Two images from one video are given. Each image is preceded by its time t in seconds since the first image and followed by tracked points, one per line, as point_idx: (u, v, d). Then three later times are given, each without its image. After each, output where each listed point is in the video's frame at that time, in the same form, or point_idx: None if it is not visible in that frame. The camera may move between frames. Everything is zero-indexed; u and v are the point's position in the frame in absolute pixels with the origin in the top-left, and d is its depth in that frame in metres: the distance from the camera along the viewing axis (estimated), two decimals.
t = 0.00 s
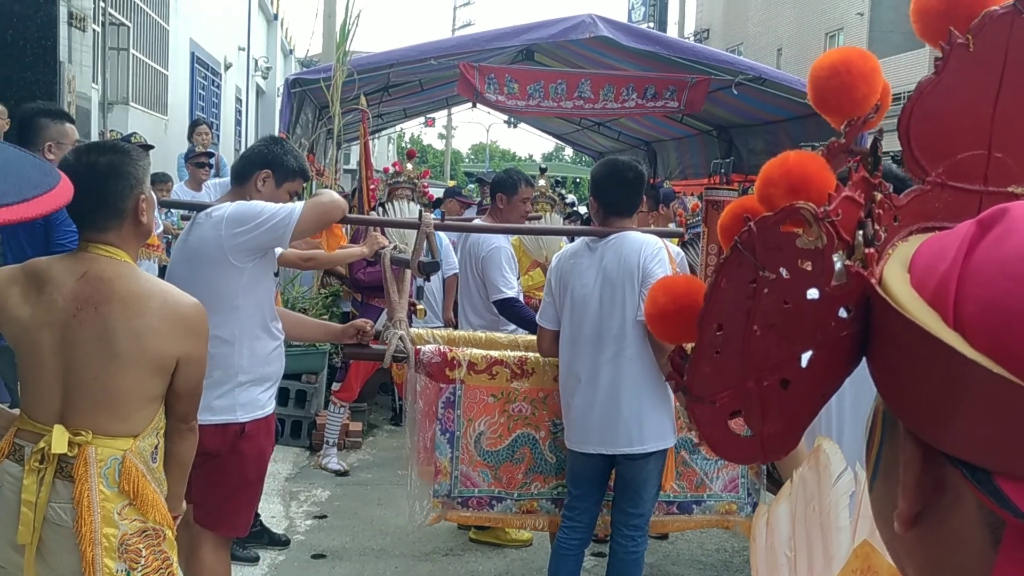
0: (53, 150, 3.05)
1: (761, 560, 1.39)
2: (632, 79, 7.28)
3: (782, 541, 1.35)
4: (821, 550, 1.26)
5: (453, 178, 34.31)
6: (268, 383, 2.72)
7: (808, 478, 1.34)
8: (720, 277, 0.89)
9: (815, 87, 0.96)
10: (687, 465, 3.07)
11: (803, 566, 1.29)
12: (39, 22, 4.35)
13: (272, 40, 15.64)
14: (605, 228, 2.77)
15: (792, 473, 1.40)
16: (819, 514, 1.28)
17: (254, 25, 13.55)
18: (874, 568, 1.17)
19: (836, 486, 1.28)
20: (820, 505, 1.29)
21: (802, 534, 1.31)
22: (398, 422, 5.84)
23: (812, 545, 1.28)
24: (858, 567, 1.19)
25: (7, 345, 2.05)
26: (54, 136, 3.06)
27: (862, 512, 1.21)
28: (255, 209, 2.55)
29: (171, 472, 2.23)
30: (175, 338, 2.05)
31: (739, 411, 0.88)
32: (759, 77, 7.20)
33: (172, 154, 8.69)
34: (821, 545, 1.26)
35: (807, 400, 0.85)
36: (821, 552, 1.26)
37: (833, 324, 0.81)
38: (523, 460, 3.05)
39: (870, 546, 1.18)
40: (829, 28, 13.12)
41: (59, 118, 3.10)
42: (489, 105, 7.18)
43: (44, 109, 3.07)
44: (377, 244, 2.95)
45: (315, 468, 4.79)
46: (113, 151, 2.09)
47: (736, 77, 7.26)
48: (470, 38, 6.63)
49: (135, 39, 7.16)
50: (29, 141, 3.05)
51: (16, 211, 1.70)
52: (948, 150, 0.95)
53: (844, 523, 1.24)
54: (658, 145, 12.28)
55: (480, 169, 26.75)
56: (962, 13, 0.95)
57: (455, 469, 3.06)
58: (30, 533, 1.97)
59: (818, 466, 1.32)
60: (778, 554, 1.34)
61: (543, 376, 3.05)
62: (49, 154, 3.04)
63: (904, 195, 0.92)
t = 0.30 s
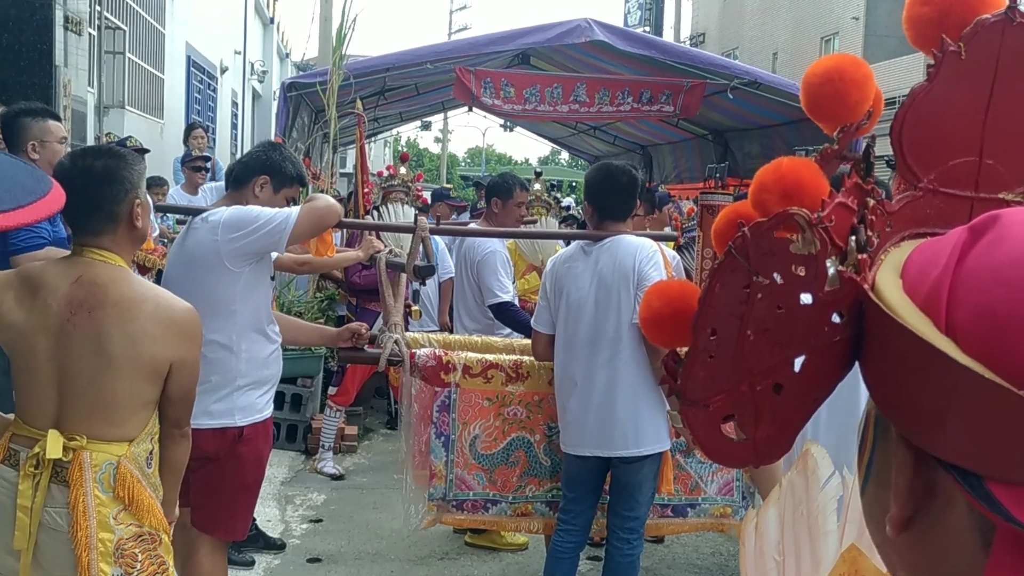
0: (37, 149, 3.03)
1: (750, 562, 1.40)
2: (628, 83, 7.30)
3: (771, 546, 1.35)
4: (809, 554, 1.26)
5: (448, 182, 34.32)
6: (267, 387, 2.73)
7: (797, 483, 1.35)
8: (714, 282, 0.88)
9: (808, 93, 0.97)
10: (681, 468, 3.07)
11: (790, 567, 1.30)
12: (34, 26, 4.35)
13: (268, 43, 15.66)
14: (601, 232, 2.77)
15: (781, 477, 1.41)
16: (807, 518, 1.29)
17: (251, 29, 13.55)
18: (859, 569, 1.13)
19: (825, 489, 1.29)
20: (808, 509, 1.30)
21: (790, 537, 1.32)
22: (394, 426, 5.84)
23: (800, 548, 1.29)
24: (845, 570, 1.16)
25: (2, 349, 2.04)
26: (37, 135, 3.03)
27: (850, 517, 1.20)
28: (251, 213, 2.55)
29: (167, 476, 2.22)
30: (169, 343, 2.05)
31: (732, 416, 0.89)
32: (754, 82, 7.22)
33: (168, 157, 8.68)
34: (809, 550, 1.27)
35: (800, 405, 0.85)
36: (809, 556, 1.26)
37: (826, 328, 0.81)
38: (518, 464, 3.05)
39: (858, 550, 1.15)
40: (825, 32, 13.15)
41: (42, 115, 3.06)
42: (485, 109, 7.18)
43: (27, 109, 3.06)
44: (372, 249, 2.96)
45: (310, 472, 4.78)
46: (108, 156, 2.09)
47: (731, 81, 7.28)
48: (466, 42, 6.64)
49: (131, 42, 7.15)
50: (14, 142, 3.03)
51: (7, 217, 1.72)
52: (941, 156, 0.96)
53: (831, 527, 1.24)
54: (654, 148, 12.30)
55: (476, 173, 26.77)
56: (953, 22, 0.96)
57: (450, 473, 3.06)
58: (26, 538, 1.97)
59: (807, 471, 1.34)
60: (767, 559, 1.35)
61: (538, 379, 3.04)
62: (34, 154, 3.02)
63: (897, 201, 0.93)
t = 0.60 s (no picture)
0: (41, 155, 3.03)
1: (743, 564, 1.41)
2: (624, 88, 7.33)
3: (766, 550, 1.36)
4: (804, 559, 1.26)
5: (446, 186, 34.34)
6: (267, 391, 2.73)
7: (790, 487, 1.38)
8: (707, 289, 0.91)
9: (799, 103, 0.99)
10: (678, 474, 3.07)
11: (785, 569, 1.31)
12: (32, 31, 4.37)
13: (266, 48, 15.69)
14: (597, 237, 2.78)
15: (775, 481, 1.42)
16: (803, 523, 1.30)
17: (248, 34, 13.58)
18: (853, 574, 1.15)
19: (819, 494, 1.31)
20: (803, 512, 1.32)
21: (785, 540, 1.33)
22: (391, 431, 5.84)
23: (794, 552, 1.29)
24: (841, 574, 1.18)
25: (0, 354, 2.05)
26: (41, 140, 3.03)
27: (845, 519, 1.22)
28: (248, 219, 2.57)
29: (164, 481, 2.23)
30: (165, 348, 2.05)
31: (725, 421, 0.90)
32: (750, 87, 7.25)
33: (165, 162, 8.70)
34: (803, 554, 1.27)
35: (792, 411, 0.86)
36: (804, 559, 1.27)
37: (817, 335, 0.82)
38: (515, 469, 3.06)
39: (852, 555, 1.17)
40: (821, 37, 13.16)
41: (45, 121, 3.07)
42: (482, 114, 7.20)
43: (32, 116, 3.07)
44: (370, 254, 2.98)
45: (307, 477, 4.79)
46: (107, 161, 2.10)
47: (727, 86, 7.31)
48: (463, 48, 6.67)
49: (128, 48, 7.17)
50: (20, 149, 3.04)
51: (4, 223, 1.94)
52: (931, 165, 0.97)
53: (826, 531, 1.25)
54: (650, 153, 12.33)
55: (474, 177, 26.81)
56: (942, 34, 0.99)
57: (448, 478, 3.07)
58: (24, 543, 1.98)
59: (801, 475, 1.36)
60: (762, 561, 1.36)
61: (535, 384, 3.05)
62: (39, 160, 3.03)
63: (887, 210, 0.95)
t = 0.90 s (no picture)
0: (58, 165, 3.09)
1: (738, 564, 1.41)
2: (624, 93, 7.35)
3: (761, 550, 1.35)
4: (797, 561, 1.27)
5: (445, 190, 34.37)
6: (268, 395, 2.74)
7: (785, 487, 1.43)
8: (702, 292, 0.90)
9: (793, 106, 0.99)
10: (678, 478, 3.09)
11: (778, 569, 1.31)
12: (33, 36, 4.39)
13: (266, 53, 15.73)
14: (598, 242, 2.80)
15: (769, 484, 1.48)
16: (796, 522, 1.33)
17: (248, 39, 13.62)
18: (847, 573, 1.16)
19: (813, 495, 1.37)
20: (797, 514, 1.34)
21: (779, 541, 1.33)
22: (391, 435, 5.85)
23: (788, 551, 1.30)
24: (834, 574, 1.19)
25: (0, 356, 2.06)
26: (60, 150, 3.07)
27: (838, 521, 1.23)
28: (250, 223, 2.58)
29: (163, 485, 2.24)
30: (166, 352, 2.06)
31: (720, 422, 0.91)
32: (749, 91, 7.27)
33: (165, 166, 8.71)
34: (797, 553, 1.28)
35: (785, 411, 0.88)
36: (797, 560, 1.28)
37: (811, 337, 0.84)
38: (515, 474, 3.06)
39: (846, 554, 1.18)
40: (820, 42, 13.14)
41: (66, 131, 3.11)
42: (481, 118, 7.22)
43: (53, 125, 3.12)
44: (370, 258, 3.00)
45: (307, 481, 4.79)
46: (112, 166, 2.11)
47: (727, 91, 7.33)
48: (462, 52, 6.69)
49: (128, 52, 7.19)
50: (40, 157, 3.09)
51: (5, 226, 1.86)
52: (922, 168, 0.99)
53: (820, 531, 1.27)
54: (650, 158, 12.36)
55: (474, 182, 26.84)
56: (933, 38, 0.98)
57: (448, 482, 3.07)
58: (21, 546, 1.98)
59: (795, 477, 1.43)
60: (756, 561, 1.34)
61: (535, 389, 3.06)
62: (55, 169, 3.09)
63: (880, 213, 0.96)
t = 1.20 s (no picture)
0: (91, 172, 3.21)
1: (738, 564, 1.47)
2: (626, 94, 7.35)
3: (758, 547, 1.41)
4: (793, 557, 1.29)
5: (447, 192, 34.38)
6: (271, 397, 2.75)
7: (781, 484, 1.41)
8: (697, 297, 0.90)
9: (781, 108, 1.00)
10: (681, 478, 3.08)
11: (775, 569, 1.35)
12: (34, 38, 4.39)
13: (267, 55, 15.74)
14: (600, 243, 2.80)
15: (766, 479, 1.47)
16: (792, 520, 1.33)
17: (250, 41, 13.63)
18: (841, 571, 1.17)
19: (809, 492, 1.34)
20: (793, 510, 1.34)
21: (774, 539, 1.37)
22: (393, 436, 5.85)
23: (785, 551, 1.32)
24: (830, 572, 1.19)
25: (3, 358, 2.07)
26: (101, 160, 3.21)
27: (831, 518, 1.22)
28: (253, 225, 2.58)
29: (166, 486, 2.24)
30: (168, 352, 2.06)
31: (716, 427, 0.91)
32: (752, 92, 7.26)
33: (167, 168, 8.72)
34: (794, 551, 1.30)
35: (781, 415, 0.88)
36: (794, 558, 1.29)
37: (807, 340, 0.84)
38: (518, 474, 3.06)
39: (840, 552, 1.18)
40: (823, 43, 13.01)
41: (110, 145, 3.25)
42: (483, 120, 7.22)
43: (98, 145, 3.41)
44: (372, 260, 2.99)
45: (309, 483, 4.79)
46: (116, 167, 2.12)
47: (729, 92, 7.32)
48: (464, 54, 6.68)
49: (130, 54, 7.20)
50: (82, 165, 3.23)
51: (19, 226, 1.72)
52: (909, 169, 0.98)
53: (814, 529, 1.27)
54: (652, 159, 12.36)
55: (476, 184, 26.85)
56: (917, 40, 1.00)
57: (450, 483, 3.07)
58: (24, 547, 1.98)
59: (791, 473, 1.39)
60: (753, 560, 1.41)
61: (537, 390, 3.06)
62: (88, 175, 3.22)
63: (868, 214, 0.96)
